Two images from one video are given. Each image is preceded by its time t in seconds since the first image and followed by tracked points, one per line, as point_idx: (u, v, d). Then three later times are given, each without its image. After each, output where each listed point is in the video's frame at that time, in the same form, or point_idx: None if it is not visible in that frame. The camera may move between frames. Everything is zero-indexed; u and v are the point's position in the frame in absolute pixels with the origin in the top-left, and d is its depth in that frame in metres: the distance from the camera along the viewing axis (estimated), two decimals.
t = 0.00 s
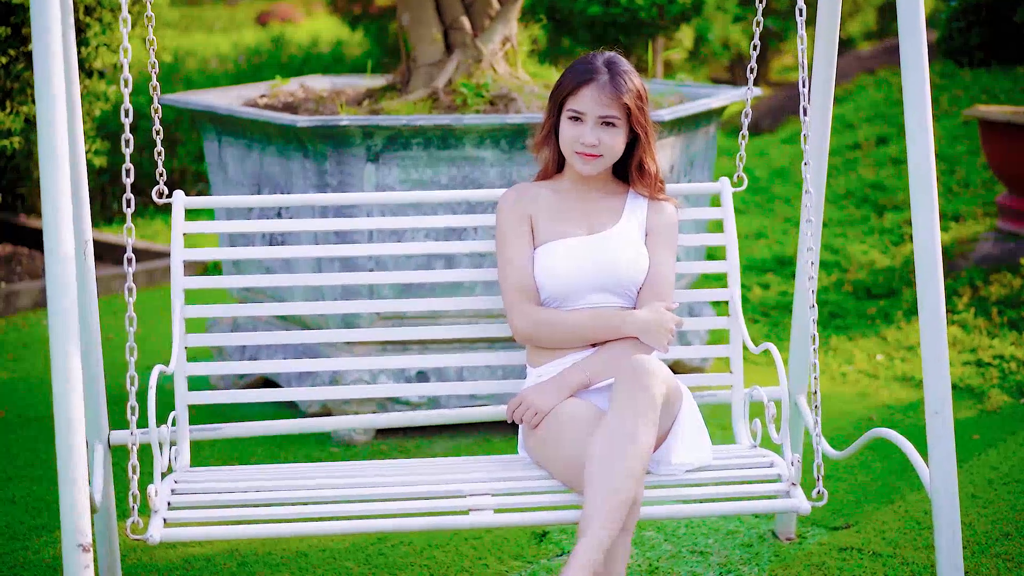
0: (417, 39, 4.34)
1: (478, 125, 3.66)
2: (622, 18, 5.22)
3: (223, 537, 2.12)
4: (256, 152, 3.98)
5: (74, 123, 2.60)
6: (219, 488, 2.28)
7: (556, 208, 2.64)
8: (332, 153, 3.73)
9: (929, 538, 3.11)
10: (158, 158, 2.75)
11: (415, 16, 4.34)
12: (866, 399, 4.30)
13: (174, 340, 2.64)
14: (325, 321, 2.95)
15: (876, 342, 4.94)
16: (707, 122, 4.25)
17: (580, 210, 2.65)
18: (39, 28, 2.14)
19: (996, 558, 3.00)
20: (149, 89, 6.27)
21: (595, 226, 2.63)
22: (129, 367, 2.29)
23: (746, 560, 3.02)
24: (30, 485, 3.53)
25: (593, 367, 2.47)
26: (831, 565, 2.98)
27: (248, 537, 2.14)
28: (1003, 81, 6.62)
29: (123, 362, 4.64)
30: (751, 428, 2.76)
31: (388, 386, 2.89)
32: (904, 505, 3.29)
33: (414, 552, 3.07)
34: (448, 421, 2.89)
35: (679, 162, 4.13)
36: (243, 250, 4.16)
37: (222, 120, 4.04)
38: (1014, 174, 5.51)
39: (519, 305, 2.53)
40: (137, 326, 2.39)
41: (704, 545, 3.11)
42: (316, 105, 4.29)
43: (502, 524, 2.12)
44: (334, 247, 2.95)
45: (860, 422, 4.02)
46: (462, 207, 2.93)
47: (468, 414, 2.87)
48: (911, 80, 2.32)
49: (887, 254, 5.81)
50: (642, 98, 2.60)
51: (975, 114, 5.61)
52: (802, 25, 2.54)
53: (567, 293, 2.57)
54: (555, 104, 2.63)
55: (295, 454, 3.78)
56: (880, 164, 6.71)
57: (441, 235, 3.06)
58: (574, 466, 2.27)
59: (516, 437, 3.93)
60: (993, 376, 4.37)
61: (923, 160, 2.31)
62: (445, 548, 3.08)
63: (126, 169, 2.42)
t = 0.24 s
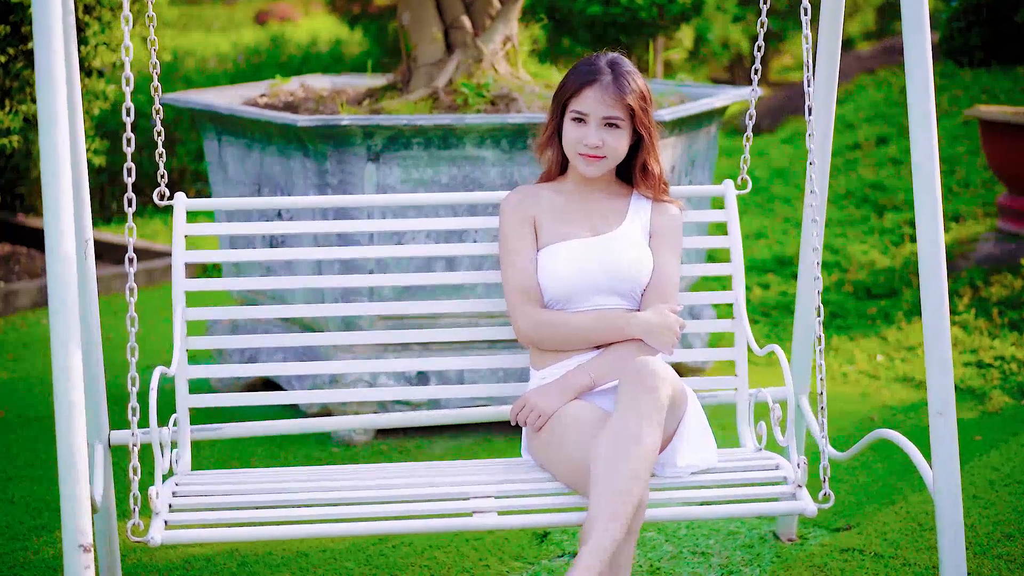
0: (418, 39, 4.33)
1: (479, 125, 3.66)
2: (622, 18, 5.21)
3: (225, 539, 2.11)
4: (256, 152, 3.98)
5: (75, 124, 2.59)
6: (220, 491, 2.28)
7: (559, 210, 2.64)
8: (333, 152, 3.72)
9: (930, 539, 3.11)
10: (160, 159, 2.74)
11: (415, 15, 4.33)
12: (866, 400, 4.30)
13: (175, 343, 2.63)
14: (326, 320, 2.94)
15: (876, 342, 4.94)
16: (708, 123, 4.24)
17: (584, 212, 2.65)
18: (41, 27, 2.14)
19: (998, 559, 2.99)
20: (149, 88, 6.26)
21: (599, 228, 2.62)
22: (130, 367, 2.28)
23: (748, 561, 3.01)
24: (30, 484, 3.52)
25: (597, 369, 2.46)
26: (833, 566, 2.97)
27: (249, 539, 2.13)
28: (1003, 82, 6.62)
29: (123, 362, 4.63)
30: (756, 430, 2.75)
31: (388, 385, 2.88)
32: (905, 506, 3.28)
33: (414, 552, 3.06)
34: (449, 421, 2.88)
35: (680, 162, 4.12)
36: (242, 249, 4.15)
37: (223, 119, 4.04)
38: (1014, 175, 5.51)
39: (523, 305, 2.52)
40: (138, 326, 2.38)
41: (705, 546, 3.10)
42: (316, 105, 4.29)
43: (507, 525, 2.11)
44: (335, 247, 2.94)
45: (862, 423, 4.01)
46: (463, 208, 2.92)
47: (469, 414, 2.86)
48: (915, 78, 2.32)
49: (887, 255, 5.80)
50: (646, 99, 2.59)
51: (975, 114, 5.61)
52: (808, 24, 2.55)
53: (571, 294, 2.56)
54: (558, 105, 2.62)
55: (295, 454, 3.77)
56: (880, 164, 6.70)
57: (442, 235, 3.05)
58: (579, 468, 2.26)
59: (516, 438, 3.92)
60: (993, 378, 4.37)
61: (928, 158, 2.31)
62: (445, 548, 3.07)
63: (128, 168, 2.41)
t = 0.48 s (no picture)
0: (419, 39, 4.32)
1: (481, 125, 3.65)
2: (623, 17, 5.19)
3: (228, 543, 2.11)
4: (257, 151, 3.96)
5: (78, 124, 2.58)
6: (223, 495, 2.27)
7: (565, 213, 2.63)
8: (335, 152, 3.71)
9: (934, 542, 3.10)
10: (161, 162, 2.74)
11: (417, 15, 4.32)
12: (868, 401, 4.29)
13: (179, 347, 2.62)
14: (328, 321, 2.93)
15: (877, 343, 4.93)
16: (710, 123, 4.23)
17: (591, 215, 2.64)
18: (44, 28, 2.13)
19: (1002, 561, 2.98)
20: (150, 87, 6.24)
21: (606, 231, 2.61)
22: (133, 369, 2.27)
23: (751, 563, 3.00)
24: (30, 485, 3.51)
25: (604, 372, 2.44)
26: (836, 568, 2.96)
27: (252, 543, 2.13)
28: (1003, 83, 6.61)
29: (123, 363, 4.62)
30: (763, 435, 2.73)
31: (390, 386, 2.86)
32: (908, 508, 3.27)
33: (416, 554, 3.05)
34: (452, 423, 2.87)
35: (682, 163, 4.11)
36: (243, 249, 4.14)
37: (224, 119, 4.03)
38: (1015, 176, 5.50)
39: (529, 308, 2.50)
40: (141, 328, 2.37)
41: (709, 548, 3.09)
42: (317, 104, 4.28)
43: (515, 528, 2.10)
44: (337, 247, 2.93)
45: (864, 424, 4.00)
46: (467, 209, 2.92)
47: (473, 416, 2.85)
48: (921, 79, 2.31)
49: (888, 256, 5.80)
50: (652, 101, 2.59)
51: (976, 115, 5.59)
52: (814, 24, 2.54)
53: (577, 298, 2.55)
54: (564, 107, 2.61)
55: (296, 455, 3.76)
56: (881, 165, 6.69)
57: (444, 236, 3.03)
58: (587, 473, 2.25)
59: (518, 439, 3.91)
60: (995, 379, 4.36)
61: (934, 160, 2.29)
62: (448, 550, 3.06)
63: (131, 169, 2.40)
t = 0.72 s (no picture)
0: (421, 38, 4.30)
1: (483, 125, 3.64)
2: (624, 18, 5.17)
3: (230, 549, 2.12)
4: (258, 152, 3.95)
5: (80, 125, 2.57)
6: (226, 501, 2.26)
7: (572, 216, 2.62)
8: (337, 152, 3.70)
9: (938, 545, 3.09)
10: (164, 170, 2.75)
11: (418, 15, 4.29)
12: (870, 403, 4.28)
13: (181, 352, 2.61)
14: (331, 323, 2.91)
15: (879, 345, 4.92)
16: (712, 125, 4.22)
17: (598, 218, 2.63)
18: (48, 25, 2.12)
19: (1008, 564, 2.97)
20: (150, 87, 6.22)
21: (613, 234, 2.60)
22: (136, 372, 2.26)
23: (755, 566, 2.99)
24: (30, 487, 3.49)
25: (612, 377, 2.43)
26: (841, 571, 2.95)
27: (256, 549, 2.12)
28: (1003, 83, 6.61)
29: (122, 363, 4.61)
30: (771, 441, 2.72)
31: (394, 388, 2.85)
32: (912, 511, 3.26)
33: (419, 557, 3.04)
34: (456, 425, 2.86)
35: (686, 163, 4.10)
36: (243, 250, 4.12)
37: (225, 119, 4.02)
38: (1017, 177, 5.49)
39: (535, 311, 2.49)
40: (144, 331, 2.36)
41: (712, 550, 3.08)
42: (319, 105, 4.27)
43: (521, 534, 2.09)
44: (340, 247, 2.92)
45: (867, 426, 4.00)
46: (471, 212, 2.90)
47: (477, 418, 2.83)
48: (928, 76, 2.30)
49: (889, 257, 5.79)
50: (659, 104, 2.57)
51: (977, 116, 5.57)
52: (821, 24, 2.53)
53: (585, 302, 2.53)
54: (571, 111, 2.60)
55: (297, 457, 3.75)
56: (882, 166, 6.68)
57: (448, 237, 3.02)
58: (594, 478, 2.24)
59: (519, 441, 3.90)
60: (997, 381, 4.35)
61: (941, 157, 2.29)
62: (450, 552, 3.05)
63: (134, 170, 2.38)
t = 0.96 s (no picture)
0: (423, 38, 4.28)
1: (487, 125, 3.63)
2: (625, 18, 5.16)
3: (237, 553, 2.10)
4: (260, 152, 3.94)
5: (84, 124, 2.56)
6: (231, 506, 2.26)
7: (580, 219, 2.61)
8: (339, 153, 3.70)
9: (943, 547, 3.08)
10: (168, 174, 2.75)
11: (420, 15, 4.26)
12: (873, 404, 4.27)
13: (185, 356, 2.60)
14: (335, 325, 2.90)
15: (881, 345, 4.91)
16: (715, 125, 4.21)
17: (605, 221, 2.62)
18: (52, 22, 2.10)
19: (1013, 566, 2.97)
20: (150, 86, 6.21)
21: (621, 237, 2.59)
22: (140, 374, 2.25)
23: (760, 568, 2.99)
24: (31, 488, 3.48)
25: (620, 381, 2.42)
26: (846, 573, 2.94)
27: (261, 553, 2.11)
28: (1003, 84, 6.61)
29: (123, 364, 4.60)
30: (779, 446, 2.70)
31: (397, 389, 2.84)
32: (917, 512, 3.26)
33: (423, 558, 3.03)
34: (460, 426, 2.85)
35: (689, 164, 4.08)
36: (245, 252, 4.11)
37: (227, 119, 4.01)
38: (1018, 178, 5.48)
39: (542, 314, 2.48)
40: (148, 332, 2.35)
41: (716, 552, 3.07)
42: (321, 105, 4.26)
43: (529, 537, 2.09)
44: (343, 248, 2.91)
45: (870, 427, 3.99)
46: (476, 214, 2.90)
47: (482, 419, 2.82)
48: (936, 80, 2.31)
49: (890, 258, 5.79)
50: (667, 107, 2.57)
51: (979, 117, 5.56)
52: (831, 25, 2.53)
53: (593, 305, 2.52)
54: (578, 113, 2.60)
55: (300, 458, 3.74)
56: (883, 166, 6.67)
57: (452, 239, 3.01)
58: (603, 481, 2.23)
59: (522, 441, 3.89)
60: (1000, 383, 4.35)
61: (949, 157, 2.29)
62: (454, 554, 3.05)
63: (138, 170, 2.37)
